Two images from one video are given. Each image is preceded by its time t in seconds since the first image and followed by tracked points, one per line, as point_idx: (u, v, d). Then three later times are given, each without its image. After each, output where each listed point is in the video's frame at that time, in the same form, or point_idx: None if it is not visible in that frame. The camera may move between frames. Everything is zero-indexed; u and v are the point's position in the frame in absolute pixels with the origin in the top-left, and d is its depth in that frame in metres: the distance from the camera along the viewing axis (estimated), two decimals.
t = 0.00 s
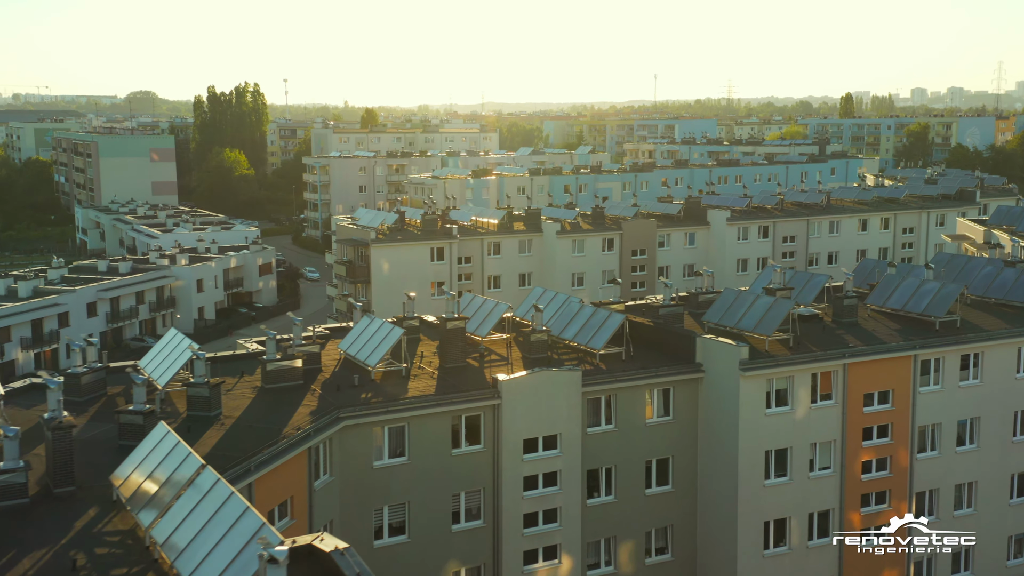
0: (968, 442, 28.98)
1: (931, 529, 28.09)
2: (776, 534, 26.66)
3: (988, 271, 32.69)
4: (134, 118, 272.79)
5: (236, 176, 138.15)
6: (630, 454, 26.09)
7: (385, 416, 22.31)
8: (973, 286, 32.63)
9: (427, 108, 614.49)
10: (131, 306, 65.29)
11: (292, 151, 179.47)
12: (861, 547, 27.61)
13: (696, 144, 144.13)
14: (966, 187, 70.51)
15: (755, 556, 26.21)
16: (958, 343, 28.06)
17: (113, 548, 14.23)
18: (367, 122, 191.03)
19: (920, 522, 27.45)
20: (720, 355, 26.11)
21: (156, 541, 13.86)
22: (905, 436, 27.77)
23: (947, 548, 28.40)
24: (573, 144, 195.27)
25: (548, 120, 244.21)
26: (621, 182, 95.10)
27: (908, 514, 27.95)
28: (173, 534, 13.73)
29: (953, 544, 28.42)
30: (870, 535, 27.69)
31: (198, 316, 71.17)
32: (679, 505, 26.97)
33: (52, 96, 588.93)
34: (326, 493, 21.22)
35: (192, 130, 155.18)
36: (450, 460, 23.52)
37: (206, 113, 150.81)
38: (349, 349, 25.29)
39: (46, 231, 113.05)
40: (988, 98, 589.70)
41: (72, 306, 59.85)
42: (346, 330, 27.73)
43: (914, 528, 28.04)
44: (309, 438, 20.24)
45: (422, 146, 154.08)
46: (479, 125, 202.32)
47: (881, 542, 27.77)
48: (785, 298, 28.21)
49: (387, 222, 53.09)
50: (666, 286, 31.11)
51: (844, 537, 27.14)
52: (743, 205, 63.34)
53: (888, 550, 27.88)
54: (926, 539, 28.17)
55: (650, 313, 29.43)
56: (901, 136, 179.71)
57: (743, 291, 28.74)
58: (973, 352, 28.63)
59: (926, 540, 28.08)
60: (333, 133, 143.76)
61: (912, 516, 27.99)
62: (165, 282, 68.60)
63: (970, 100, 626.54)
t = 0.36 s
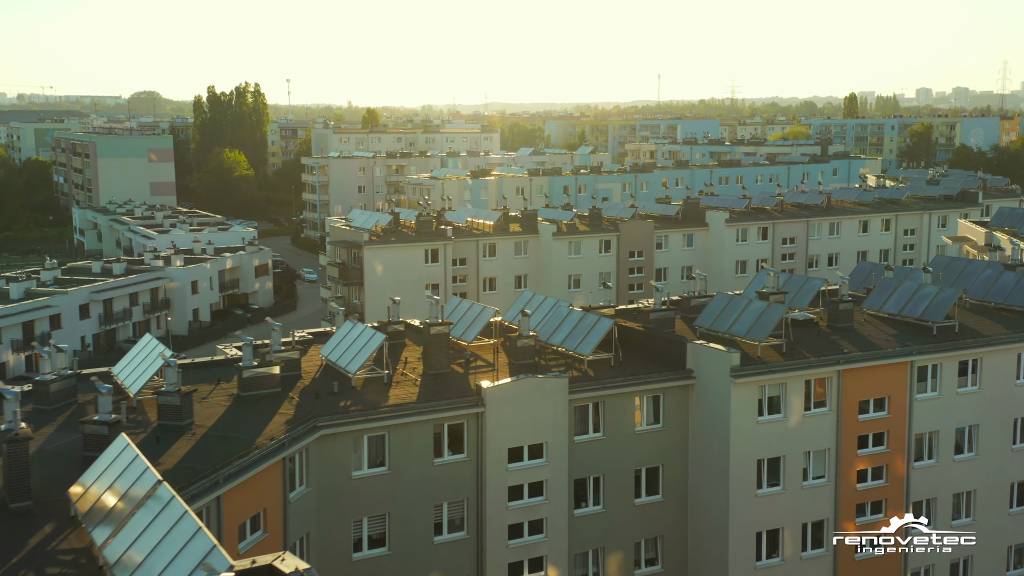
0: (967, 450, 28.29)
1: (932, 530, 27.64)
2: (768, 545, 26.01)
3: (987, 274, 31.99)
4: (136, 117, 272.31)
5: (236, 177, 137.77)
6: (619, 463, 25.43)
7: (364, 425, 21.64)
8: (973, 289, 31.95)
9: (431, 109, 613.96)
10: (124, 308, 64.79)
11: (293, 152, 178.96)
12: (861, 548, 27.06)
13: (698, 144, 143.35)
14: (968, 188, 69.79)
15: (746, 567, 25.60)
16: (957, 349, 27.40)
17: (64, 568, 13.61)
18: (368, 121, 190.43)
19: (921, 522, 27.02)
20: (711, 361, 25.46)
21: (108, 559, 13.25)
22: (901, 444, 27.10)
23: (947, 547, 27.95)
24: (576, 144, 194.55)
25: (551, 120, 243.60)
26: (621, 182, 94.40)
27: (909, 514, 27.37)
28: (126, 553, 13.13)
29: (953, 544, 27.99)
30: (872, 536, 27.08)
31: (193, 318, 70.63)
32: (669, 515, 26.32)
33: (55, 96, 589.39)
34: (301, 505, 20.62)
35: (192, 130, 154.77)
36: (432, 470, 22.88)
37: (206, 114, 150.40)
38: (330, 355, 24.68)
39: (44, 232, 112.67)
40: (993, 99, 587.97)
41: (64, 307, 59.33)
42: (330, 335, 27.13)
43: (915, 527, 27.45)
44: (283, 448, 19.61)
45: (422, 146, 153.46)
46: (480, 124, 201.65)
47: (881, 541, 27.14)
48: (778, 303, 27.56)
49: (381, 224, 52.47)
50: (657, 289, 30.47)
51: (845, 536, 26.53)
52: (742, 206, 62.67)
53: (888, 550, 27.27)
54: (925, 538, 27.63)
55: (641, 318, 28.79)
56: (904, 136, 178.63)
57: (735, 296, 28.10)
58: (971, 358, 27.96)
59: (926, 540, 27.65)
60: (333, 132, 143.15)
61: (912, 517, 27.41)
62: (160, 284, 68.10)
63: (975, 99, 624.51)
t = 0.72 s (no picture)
0: (965, 459, 27.59)
1: (932, 530, 26.97)
2: (761, 558, 25.36)
3: (987, 279, 31.31)
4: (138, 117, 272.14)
5: (236, 178, 137.39)
6: (608, 473, 24.77)
7: (341, 435, 20.98)
8: (972, 294, 31.28)
9: (435, 109, 614.21)
10: (118, 310, 64.24)
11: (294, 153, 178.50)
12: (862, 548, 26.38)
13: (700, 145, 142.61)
14: (971, 190, 69.07)
15: None
16: (955, 355, 26.74)
17: None
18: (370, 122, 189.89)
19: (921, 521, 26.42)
20: (702, 368, 24.82)
21: None
22: (898, 453, 26.48)
23: (947, 547, 27.25)
24: (578, 145, 193.75)
25: (553, 121, 242.99)
26: (621, 184, 93.74)
27: (909, 514, 26.71)
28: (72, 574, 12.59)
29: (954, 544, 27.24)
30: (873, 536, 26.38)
31: (188, 320, 70.06)
32: (658, 527, 25.66)
33: (60, 97, 590.42)
34: (276, 517, 19.98)
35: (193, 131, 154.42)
36: (414, 482, 22.21)
37: (207, 114, 150.05)
38: (309, 361, 24.04)
39: (43, 234, 112.27)
40: (998, 99, 586.28)
41: (56, 310, 58.83)
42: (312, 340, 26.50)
43: (915, 526, 26.74)
44: (255, 460, 18.99)
45: (423, 148, 152.80)
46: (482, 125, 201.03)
47: (882, 542, 26.36)
48: (771, 308, 26.91)
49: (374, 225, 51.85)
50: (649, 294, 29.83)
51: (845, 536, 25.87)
52: (741, 208, 62.00)
53: (888, 550, 26.53)
54: (925, 538, 26.94)
55: (632, 323, 28.11)
56: (908, 137, 177.62)
57: (728, 301, 27.44)
58: (970, 365, 27.29)
59: (926, 540, 26.96)
60: (333, 133, 142.56)
61: (912, 517, 26.76)
62: (154, 286, 67.57)
63: (980, 100, 622.59)
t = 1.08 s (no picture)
0: (963, 469, 26.92)
1: (931, 530, 26.37)
2: (753, 571, 24.71)
3: (987, 284, 30.63)
4: (141, 119, 272.47)
5: (236, 180, 137.07)
6: (595, 484, 24.10)
7: (317, 447, 20.26)
8: (971, 299, 30.60)
9: (439, 111, 613.73)
10: (112, 313, 63.72)
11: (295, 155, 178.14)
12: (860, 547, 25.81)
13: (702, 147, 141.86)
14: (974, 192, 68.35)
15: None
16: (953, 363, 26.07)
17: None
18: (371, 123, 189.43)
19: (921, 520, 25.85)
20: (692, 377, 24.19)
21: None
22: (894, 464, 25.80)
23: (947, 548, 26.65)
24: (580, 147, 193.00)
25: (556, 123, 242.17)
26: (622, 186, 93.09)
27: (908, 514, 26.10)
28: None
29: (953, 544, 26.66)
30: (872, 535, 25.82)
31: (183, 323, 69.53)
32: (647, 539, 25.00)
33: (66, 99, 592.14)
34: (248, 532, 19.33)
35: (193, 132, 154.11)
36: (394, 495, 21.53)
37: (207, 116, 149.77)
38: (288, 368, 23.35)
39: (41, 236, 111.91)
40: (1003, 101, 584.76)
41: (48, 313, 58.33)
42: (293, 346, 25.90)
43: (914, 526, 26.21)
44: (225, 472, 18.32)
45: (425, 150, 152.22)
46: (485, 127, 200.45)
47: (881, 542, 25.88)
48: (763, 314, 26.28)
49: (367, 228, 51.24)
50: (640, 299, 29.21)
51: (844, 537, 25.28)
52: (740, 211, 61.31)
53: (887, 551, 25.96)
54: (925, 538, 26.36)
55: (622, 329, 27.47)
56: (913, 139, 176.53)
57: (720, 306, 26.81)
58: (968, 374, 26.61)
59: (925, 540, 26.35)
60: (334, 135, 142.07)
61: (912, 517, 26.16)
62: (149, 289, 67.08)
63: (987, 102, 621.18)
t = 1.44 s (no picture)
0: (961, 479, 26.21)
1: (931, 530, 25.58)
2: None
3: (986, 289, 29.91)
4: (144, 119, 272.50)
5: (236, 181, 136.61)
6: (582, 496, 23.40)
7: (290, 459, 19.57)
8: (970, 305, 29.89)
9: (443, 112, 613.12)
10: (105, 317, 63.23)
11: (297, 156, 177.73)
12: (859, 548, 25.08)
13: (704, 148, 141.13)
14: (977, 195, 67.58)
15: None
16: (950, 371, 25.39)
17: None
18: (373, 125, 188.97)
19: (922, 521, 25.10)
20: (681, 386, 23.50)
21: None
22: (890, 474, 25.10)
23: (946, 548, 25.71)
24: (583, 149, 192.28)
25: (559, 124, 241.43)
26: (622, 188, 92.36)
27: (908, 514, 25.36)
28: None
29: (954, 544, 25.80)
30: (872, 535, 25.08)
31: (178, 326, 69.02)
32: (635, 552, 24.31)
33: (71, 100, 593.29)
34: (217, 548, 18.68)
35: (194, 133, 153.78)
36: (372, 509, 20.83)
37: (208, 117, 149.48)
38: (265, 377, 22.69)
39: (39, 238, 111.55)
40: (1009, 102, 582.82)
41: (40, 317, 57.81)
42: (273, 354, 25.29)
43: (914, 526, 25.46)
44: (192, 487, 17.65)
45: (426, 151, 151.62)
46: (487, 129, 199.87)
47: (882, 542, 25.13)
48: (755, 321, 25.61)
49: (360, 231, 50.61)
50: (630, 305, 28.55)
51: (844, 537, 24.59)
52: (739, 214, 60.62)
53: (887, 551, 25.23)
54: (925, 538, 25.49)
55: (611, 336, 26.79)
56: (917, 140, 175.44)
57: (711, 313, 26.14)
58: (966, 382, 25.91)
59: (925, 540, 25.52)
60: (334, 136, 141.61)
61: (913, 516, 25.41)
62: (143, 291, 66.58)
63: (992, 103, 619.49)
